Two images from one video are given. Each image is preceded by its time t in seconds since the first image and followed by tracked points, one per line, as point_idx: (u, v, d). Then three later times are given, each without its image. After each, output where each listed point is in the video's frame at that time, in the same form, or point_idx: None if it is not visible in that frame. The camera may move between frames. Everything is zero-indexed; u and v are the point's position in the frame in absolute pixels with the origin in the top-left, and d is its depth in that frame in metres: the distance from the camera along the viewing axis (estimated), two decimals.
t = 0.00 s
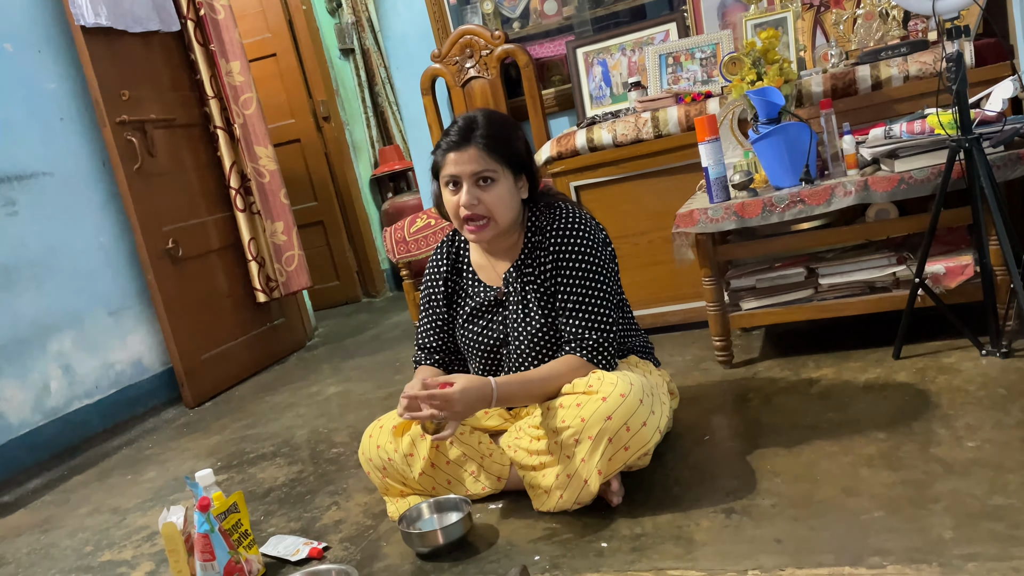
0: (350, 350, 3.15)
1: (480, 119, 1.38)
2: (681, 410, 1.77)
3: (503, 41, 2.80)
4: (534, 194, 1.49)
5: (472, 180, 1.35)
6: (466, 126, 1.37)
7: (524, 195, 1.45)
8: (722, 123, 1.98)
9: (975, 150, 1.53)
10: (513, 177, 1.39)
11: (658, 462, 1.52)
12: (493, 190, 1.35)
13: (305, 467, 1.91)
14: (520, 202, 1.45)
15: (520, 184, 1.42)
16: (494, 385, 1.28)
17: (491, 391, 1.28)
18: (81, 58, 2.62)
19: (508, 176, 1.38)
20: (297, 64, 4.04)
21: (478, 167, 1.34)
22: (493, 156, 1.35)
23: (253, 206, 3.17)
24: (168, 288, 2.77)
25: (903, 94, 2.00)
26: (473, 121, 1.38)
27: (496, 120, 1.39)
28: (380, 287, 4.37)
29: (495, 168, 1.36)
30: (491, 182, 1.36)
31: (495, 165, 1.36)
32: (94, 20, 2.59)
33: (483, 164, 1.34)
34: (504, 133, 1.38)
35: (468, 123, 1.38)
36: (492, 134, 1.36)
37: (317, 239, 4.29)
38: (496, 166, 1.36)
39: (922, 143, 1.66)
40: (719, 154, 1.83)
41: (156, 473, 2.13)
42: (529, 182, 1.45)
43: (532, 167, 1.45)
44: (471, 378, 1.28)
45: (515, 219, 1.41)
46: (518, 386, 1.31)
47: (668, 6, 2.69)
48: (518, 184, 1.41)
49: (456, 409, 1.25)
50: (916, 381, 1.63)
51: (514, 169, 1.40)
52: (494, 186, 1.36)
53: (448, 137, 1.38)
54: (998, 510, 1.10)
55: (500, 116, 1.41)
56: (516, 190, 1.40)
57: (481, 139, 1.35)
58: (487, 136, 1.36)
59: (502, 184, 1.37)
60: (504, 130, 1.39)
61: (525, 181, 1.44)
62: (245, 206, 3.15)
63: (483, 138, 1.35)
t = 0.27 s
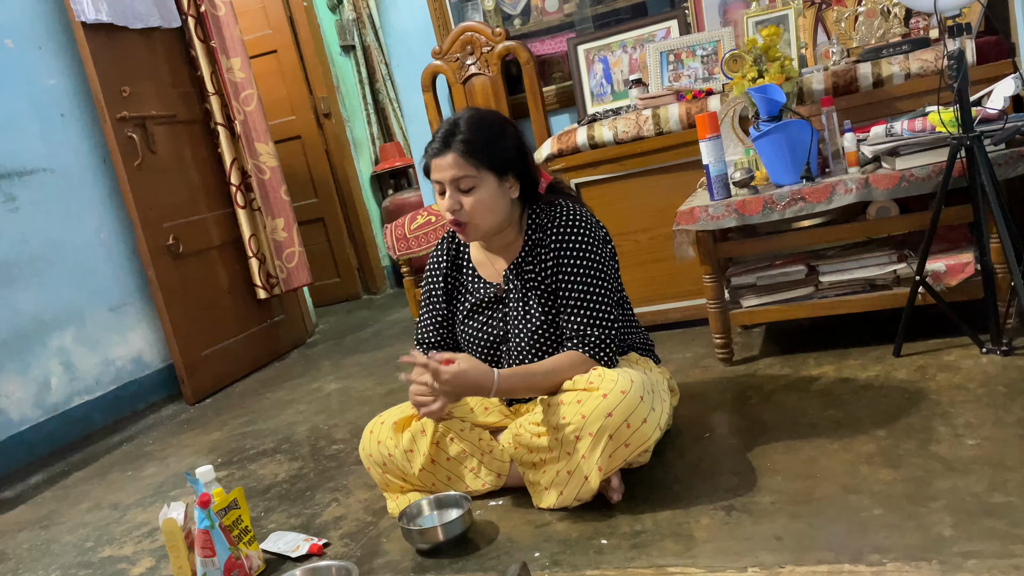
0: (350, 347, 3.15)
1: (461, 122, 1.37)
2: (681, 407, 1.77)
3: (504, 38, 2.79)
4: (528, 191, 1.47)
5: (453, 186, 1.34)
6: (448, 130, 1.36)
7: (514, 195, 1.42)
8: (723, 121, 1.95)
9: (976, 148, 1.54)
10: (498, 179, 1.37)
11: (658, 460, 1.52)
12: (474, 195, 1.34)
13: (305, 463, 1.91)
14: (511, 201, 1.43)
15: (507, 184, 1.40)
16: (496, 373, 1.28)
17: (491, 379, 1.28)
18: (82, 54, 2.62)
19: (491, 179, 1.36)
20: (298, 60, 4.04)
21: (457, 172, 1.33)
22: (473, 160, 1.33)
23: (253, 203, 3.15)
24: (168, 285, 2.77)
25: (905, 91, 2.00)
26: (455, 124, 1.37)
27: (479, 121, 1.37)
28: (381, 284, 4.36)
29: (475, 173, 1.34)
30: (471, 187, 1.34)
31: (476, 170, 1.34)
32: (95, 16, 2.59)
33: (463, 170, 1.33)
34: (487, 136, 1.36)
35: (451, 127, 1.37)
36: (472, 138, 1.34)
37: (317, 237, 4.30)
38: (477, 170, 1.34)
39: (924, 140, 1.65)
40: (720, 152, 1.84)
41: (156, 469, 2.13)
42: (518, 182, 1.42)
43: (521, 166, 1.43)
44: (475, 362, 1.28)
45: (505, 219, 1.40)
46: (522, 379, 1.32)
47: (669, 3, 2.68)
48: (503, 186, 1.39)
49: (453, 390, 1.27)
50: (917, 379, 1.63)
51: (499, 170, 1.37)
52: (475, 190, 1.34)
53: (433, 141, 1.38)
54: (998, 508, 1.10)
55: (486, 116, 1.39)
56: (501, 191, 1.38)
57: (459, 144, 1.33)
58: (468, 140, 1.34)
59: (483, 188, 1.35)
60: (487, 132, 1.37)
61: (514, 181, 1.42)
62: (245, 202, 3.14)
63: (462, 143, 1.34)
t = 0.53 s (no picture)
0: (350, 344, 3.15)
1: (440, 128, 1.35)
2: (681, 404, 1.77)
3: (505, 35, 2.78)
4: (518, 189, 1.45)
5: (434, 194, 1.35)
6: (427, 138, 1.36)
7: (501, 197, 1.41)
8: (725, 117, 1.97)
9: (977, 146, 1.53)
10: (479, 184, 1.36)
11: (658, 457, 1.52)
12: (454, 201, 1.34)
13: (305, 460, 1.91)
14: (499, 202, 1.41)
15: (490, 187, 1.38)
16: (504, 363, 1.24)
17: (498, 368, 1.24)
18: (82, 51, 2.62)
19: (470, 184, 1.34)
20: (298, 57, 4.05)
21: (436, 180, 1.33)
22: (449, 168, 1.32)
23: (253, 199, 3.16)
24: (168, 282, 2.77)
25: (905, 89, 1.99)
26: (434, 131, 1.36)
27: (457, 126, 1.36)
28: (381, 281, 4.36)
29: (453, 180, 1.33)
30: (451, 194, 1.34)
31: (453, 176, 1.33)
32: (95, 12, 2.59)
33: (441, 178, 1.33)
34: (464, 141, 1.34)
35: (430, 134, 1.36)
36: (449, 145, 1.33)
37: (317, 233, 4.31)
38: (454, 177, 1.33)
39: (924, 138, 1.64)
40: (720, 149, 1.83)
41: (156, 466, 2.13)
42: (503, 183, 1.40)
43: (505, 167, 1.40)
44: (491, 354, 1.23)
45: (493, 220, 1.39)
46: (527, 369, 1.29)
47: (670, 1, 2.70)
48: (485, 189, 1.37)
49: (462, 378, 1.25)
50: (917, 377, 1.63)
51: (479, 175, 1.36)
52: (456, 197, 1.34)
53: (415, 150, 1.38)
54: (997, 505, 1.10)
55: (465, 119, 1.37)
56: (483, 195, 1.36)
57: (436, 153, 1.33)
58: (443, 148, 1.33)
59: (464, 194, 1.34)
60: (464, 137, 1.35)
61: (497, 183, 1.40)
62: (246, 199, 3.15)
63: (438, 151, 1.33)
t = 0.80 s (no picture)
0: (350, 342, 3.15)
1: (433, 129, 1.35)
2: (681, 402, 1.77)
3: (505, 32, 2.78)
4: (514, 189, 1.44)
5: (429, 194, 1.34)
6: (421, 138, 1.35)
7: (496, 196, 1.40)
8: (725, 114, 2.00)
9: (978, 144, 1.53)
10: (473, 184, 1.35)
11: (658, 454, 1.52)
12: (448, 202, 1.33)
13: (305, 456, 1.91)
14: (494, 202, 1.40)
15: (484, 187, 1.37)
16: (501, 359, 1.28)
17: (497, 363, 1.28)
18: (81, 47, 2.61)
19: (463, 184, 1.34)
20: (298, 54, 4.04)
21: (431, 181, 1.32)
22: (442, 168, 1.32)
23: (253, 196, 3.17)
24: (169, 279, 2.77)
25: (906, 86, 1.99)
26: (428, 132, 1.35)
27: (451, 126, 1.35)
28: (381, 278, 4.35)
29: (446, 180, 1.32)
30: (446, 194, 1.33)
31: (446, 176, 1.32)
32: (95, 8, 2.58)
33: (435, 178, 1.32)
34: (458, 140, 1.33)
35: (424, 135, 1.35)
36: (441, 145, 1.32)
37: (317, 230, 4.31)
38: (448, 177, 1.32)
39: (924, 135, 1.65)
40: (721, 146, 1.83)
41: (156, 463, 2.13)
42: (498, 183, 1.39)
43: (499, 167, 1.39)
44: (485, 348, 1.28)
45: (490, 219, 1.39)
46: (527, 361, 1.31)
47: None
48: (480, 189, 1.36)
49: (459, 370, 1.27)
50: (917, 374, 1.63)
51: (472, 174, 1.35)
52: (450, 197, 1.34)
53: (409, 150, 1.37)
54: (997, 503, 1.10)
55: (458, 119, 1.36)
56: (477, 194, 1.36)
57: (430, 153, 1.32)
58: (436, 148, 1.32)
59: (459, 194, 1.34)
60: (458, 137, 1.34)
61: (492, 183, 1.39)
62: (245, 195, 3.15)
63: (431, 151, 1.32)
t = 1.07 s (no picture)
0: (350, 339, 3.15)
1: (429, 127, 1.35)
2: (681, 399, 1.77)
3: (505, 29, 2.77)
4: (510, 187, 1.43)
5: (424, 193, 1.34)
6: (417, 137, 1.36)
7: (491, 194, 1.39)
8: (726, 112, 1.98)
9: (978, 141, 1.53)
10: (468, 182, 1.35)
11: (657, 452, 1.52)
12: (444, 199, 1.33)
13: (305, 454, 1.91)
14: (490, 200, 1.40)
15: (480, 185, 1.37)
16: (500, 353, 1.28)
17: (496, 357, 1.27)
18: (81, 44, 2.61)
19: (459, 181, 1.34)
20: (298, 51, 4.04)
21: (426, 178, 1.33)
22: (437, 166, 1.32)
23: (253, 193, 3.17)
24: (169, 276, 2.77)
25: (907, 83, 1.99)
26: (423, 130, 1.36)
27: (447, 125, 1.35)
28: (381, 276, 4.35)
29: (441, 178, 1.32)
30: (441, 192, 1.33)
31: (442, 174, 1.32)
32: (94, 4, 2.58)
33: (430, 176, 1.32)
34: (453, 139, 1.34)
35: (420, 134, 1.36)
36: (437, 143, 1.33)
37: (317, 228, 4.31)
38: (443, 175, 1.32)
39: (925, 132, 1.64)
40: (721, 144, 1.83)
41: (156, 460, 2.13)
42: (493, 182, 1.39)
43: (495, 166, 1.39)
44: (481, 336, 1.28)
45: (485, 217, 1.39)
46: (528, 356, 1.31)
47: None
48: (475, 187, 1.36)
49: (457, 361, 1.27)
50: (916, 372, 1.63)
51: (467, 173, 1.35)
52: (445, 195, 1.33)
53: (406, 150, 1.38)
54: (996, 500, 1.10)
55: (454, 117, 1.36)
56: (472, 192, 1.35)
57: (425, 151, 1.33)
58: (432, 146, 1.33)
59: (453, 192, 1.33)
60: (453, 135, 1.34)
61: (488, 182, 1.38)
62: (246, 192, 3.15)
63: (427, 149, 1.32)
